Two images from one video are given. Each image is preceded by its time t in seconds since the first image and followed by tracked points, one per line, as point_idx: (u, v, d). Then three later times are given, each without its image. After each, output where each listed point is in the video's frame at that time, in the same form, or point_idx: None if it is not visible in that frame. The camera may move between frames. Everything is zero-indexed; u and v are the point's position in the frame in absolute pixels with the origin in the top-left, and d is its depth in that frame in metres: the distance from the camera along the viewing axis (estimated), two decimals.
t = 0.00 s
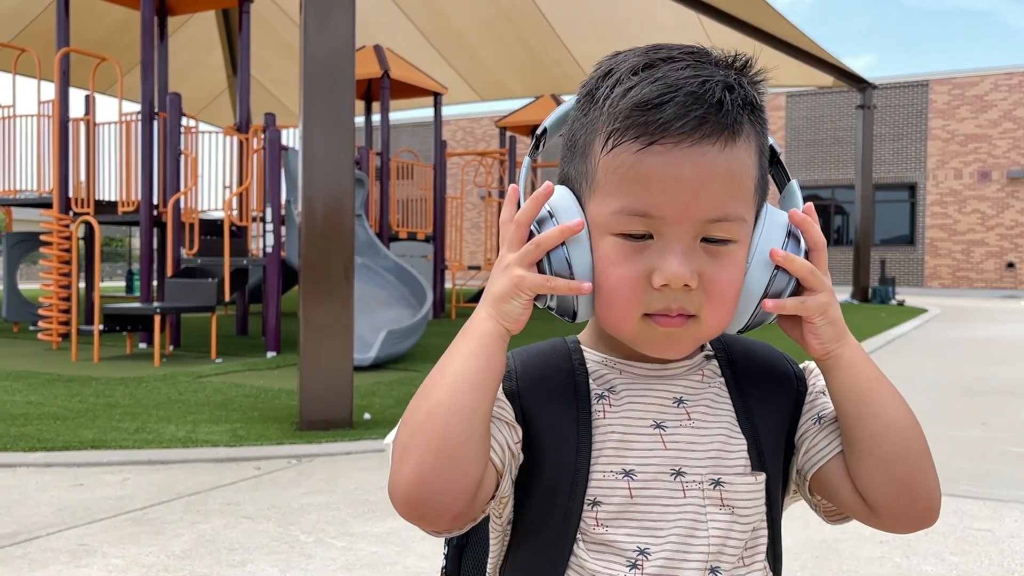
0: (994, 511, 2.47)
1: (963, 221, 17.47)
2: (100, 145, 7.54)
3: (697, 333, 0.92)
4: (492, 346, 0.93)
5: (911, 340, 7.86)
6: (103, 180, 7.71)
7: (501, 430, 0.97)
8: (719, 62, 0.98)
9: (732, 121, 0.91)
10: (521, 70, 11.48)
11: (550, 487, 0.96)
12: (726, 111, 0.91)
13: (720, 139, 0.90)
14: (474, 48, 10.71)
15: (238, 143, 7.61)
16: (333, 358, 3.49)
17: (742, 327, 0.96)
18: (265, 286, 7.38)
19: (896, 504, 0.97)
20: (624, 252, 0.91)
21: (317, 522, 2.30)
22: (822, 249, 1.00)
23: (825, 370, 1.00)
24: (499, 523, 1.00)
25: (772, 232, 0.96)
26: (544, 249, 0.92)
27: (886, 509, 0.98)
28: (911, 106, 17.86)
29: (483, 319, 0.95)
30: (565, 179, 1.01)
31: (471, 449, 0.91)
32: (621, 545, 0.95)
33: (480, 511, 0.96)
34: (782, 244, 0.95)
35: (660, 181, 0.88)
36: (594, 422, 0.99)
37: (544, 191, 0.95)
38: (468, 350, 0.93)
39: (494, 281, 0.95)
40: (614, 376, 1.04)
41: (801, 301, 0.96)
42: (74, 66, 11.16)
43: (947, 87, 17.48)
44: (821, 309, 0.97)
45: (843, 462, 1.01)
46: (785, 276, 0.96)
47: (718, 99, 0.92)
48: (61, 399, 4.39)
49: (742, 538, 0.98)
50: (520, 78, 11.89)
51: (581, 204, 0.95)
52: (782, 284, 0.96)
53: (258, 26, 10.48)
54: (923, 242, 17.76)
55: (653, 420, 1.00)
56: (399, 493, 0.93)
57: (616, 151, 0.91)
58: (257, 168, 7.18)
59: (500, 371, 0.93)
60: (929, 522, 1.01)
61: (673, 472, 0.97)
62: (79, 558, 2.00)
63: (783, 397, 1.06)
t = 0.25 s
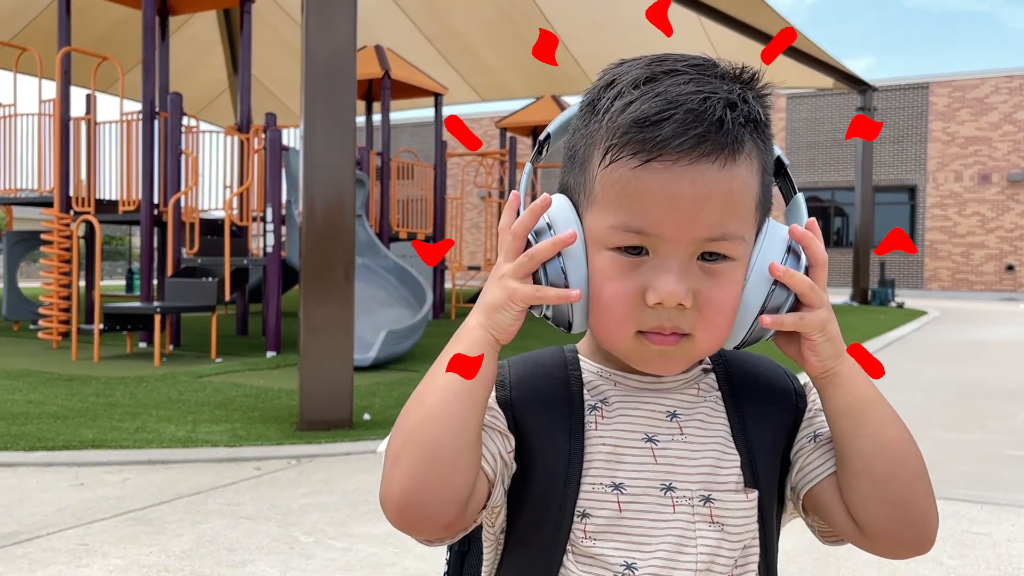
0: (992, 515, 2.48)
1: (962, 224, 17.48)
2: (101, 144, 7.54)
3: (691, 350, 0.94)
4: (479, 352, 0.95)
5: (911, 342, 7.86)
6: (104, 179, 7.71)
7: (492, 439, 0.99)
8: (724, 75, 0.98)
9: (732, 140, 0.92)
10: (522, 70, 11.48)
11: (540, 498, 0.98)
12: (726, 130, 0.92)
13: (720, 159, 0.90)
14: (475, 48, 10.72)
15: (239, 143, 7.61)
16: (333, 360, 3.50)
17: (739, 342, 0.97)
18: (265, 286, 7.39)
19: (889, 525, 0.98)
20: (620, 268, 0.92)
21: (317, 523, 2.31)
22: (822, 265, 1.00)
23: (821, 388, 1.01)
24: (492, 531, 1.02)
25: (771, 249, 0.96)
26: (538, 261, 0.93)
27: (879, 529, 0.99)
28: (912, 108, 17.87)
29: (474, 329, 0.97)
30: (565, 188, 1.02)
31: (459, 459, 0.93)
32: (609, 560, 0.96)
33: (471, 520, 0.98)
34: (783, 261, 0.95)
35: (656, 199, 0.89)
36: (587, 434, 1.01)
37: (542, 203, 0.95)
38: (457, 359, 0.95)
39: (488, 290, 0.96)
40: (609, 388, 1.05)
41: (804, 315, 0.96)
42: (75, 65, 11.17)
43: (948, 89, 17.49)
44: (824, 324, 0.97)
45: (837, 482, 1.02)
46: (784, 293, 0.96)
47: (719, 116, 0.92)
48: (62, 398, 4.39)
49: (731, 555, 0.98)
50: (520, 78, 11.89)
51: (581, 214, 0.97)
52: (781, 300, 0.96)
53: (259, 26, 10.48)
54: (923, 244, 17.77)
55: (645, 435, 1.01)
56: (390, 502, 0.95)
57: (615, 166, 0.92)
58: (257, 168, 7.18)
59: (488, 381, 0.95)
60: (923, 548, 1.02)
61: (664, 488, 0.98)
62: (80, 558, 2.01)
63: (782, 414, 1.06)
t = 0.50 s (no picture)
0: (986, 518, 2.49)
1: (960, 227, 17.51)
2: (99, 142, 7.53)
3: (678, 355, 0.95)
4: (467, 357, 0.97)
5: (907, 345, 7.87)
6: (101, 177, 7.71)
7: (484, 438, 1.02)
8: (713, 78, 0.98)
9: (715, 142, 0.92)
10: (521, 71, 11.49)
11: (532, 499, 1.00)
12: (708, 133, 0.92)
13: (702, 161, 0.90)
14: (474, 48, 10.72)
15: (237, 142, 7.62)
16: (329, 360, 3.49)
17: (732, 345, 0.96)
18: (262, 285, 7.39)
19: (886, 537, 0.97)
20: (605, 271, 0.93)
21: (312, 522, 2.31)
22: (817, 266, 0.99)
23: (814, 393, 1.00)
24: (484, 530, 1.04)
25: (763, 249, 0.95)
26: (526, 260, 0.95)
27: (876, 541, 0.97)
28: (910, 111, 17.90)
29: (465, 329, 1.00)
30: (559, 191, 1.04)
31: (448, 457, 0.95)
32: (596, 562, 0.96)
33: (460, 518, 1.00)
34: (772, 261, 0.95)
35: (640, 202, 0.90)
36: (579, 437, 1.02)
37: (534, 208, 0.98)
38: (447, 358, 0.98)
39: (479, 290, 0.99)
40: (603, 391, 1.06)
41: (793, 314, 0.96)
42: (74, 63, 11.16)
43: (946, 92, 17.52)
44: (814, 326, 0.97)
45: (834, 491, 1.01)
46: (775, 292, 0.95)
47: (700, 119, 0.92)
48: (58, 396, 4.39)
49: (720, 562, 0.97)
50: (519, 79, 11.90)
51: (572, 215, 0.98)
52: (773, 299, 0.95)
53: (259, 25, 10.48)
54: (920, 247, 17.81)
55: (637, 438, 1.02)
56: (376, 497, 0.97)
57: (598, 170, 0.93)
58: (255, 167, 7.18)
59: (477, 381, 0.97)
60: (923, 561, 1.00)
61: (653, 492, 0.99)
62: (75, 556, 2.01)
63: (778, 420, 1.05)
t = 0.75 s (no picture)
0: (982, 519, 2.49)
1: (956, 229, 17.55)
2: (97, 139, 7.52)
3: (677, 354, 0.94)
4: (456, 363, 0.98)
5: (904, 347, 7.88)
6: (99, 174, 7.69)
7: (484, 435, 1.03)
8: (715, 77, 0.98)
9: (712, 139, 0.91)
10: (519, 71, 11.50)
11: (533, 498, 1.01)
12: (704, 130, 0.92)
13: (699, 158, 0.90)
14: (472, 47, 10.71)
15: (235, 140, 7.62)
16: (328, 358, 3.49)
17: (735, 344, 0.96)
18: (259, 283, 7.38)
19: (895, 540, 0.94)
20: (604, 268, 0.93)
21: (309, 521, 2.30)
22: (821, 263, 0.98)
23: (819, 392, 1.00)
24: (486, 527, 1.05)
25: (766, 244, 0.94)
26: (527, 256, 0.98)
27: (884, 544, 0.95)
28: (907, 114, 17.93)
29: (469, 326, 1.02)
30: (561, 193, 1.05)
31: (448, 452, 0.96)
32: (594, 562, 0.97)
33: (459, 513, 1.01)
34: (772, 259, 0.94)
35: (640, 198, 0.90)
36: (581, 436, 1.03)
37: (535, 213, 0.99)
38: (451, 352, 1.00)
39: (484, 287, 1.02)
40: (607, 391, 1.06)
41: (795, 306, 0.95)
42: (71, 60, 11.13)
43: (944, 95, 17.54)
44: (817, 321, 0.97)
45: (842, 494, 0.99)
46: (777, 288, 0.95)
47: (697, 117, 0.92)
48: (55, 393, 4.38)
49: (719, 564, 0.96)
50: (517, 79, 11.90)
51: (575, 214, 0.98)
52: (775, 295, 0.95)
53: (257, 23, 10.47)
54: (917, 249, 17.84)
55: (638, 438, 1.02)
56: (375, 488, 0.98)
57: (596, 168, 0.93)
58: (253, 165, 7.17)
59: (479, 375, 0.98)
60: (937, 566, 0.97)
61: (653, 492, 0.98)
62: (72, 554, 2.01)
63: (782, 421, 1.04)
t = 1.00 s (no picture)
0: (977, 520, 2.50)
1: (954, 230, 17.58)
2: (95, 136, 7.51)
3: (675, 350, 0.94)
4: (446, 369, 0.98)
5: (901, 347, 7.89)
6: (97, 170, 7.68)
7: (486, 433, 1.03)
8: (714, 75, 0.98)
9: (709, 135, 0.92)
10: (518, 69, 11.49)
11: (533, 496, 1.01)
12: (701, 125, 0.92)
13: (695, 153, 0.90)
14: (471, 46, 10.71)
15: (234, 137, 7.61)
16: (325, 356, 3.49)
17: (733, 342, 0.96)
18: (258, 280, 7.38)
19: (894, 542, 0.94)
20: (602, 264, 0.93)
21: (305, 519, 2.31)
22: (822, 261, 0.99)
23: (819, 391, 1.00)
24: (486, 522, 1.06)
25: (764, 242, 0.95)
26: (527, 252, 0.98)
27: (883, 546, 0.95)
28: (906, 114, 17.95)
29: (472, 322, 1.03)
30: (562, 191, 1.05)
31: (449, 446, 0.96)
32: (593, 560, 0.97)
33: (458, 509, 1.01)
34: (770, 257, 0.94)
35: (638, 194, 0.90)
36: (580, 435, 1.03)
37: (537, 212, 1.00)
38: (452, 349, 1.00)
39: (484, 284, 1.02)
40: (607, 390, 1.07)
41: (794, 300, 0.96)
42: (70, 56, 11.12)
43: (942, 96, 17.56)
44: (816, 318, 0.97)
45: (841, 495, 0.98)
46: (776, 284, 0.95)
47: (694, 113, 0.92)
48: (52, 389, 4.38)
49: (717, 564, 0.96)
50: (516, 77, 11.90)
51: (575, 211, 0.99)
52: (775, 290, 0.95)
53: (256, 20, 10.46)
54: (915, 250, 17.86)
55: (638, 437, 1.02)
56: (374, 482, 0.98)
57: (594, 164, 0.93)
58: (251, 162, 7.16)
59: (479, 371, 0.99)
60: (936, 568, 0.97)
61: (652, 491, 0.98)
62: (67, 550, 2.01)
63: (782, 422, 1.04)
